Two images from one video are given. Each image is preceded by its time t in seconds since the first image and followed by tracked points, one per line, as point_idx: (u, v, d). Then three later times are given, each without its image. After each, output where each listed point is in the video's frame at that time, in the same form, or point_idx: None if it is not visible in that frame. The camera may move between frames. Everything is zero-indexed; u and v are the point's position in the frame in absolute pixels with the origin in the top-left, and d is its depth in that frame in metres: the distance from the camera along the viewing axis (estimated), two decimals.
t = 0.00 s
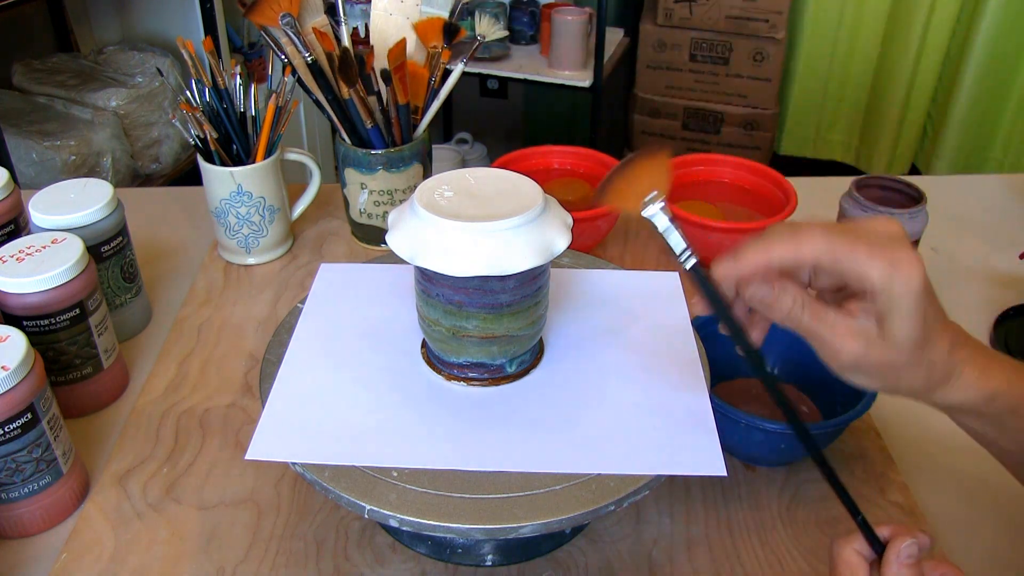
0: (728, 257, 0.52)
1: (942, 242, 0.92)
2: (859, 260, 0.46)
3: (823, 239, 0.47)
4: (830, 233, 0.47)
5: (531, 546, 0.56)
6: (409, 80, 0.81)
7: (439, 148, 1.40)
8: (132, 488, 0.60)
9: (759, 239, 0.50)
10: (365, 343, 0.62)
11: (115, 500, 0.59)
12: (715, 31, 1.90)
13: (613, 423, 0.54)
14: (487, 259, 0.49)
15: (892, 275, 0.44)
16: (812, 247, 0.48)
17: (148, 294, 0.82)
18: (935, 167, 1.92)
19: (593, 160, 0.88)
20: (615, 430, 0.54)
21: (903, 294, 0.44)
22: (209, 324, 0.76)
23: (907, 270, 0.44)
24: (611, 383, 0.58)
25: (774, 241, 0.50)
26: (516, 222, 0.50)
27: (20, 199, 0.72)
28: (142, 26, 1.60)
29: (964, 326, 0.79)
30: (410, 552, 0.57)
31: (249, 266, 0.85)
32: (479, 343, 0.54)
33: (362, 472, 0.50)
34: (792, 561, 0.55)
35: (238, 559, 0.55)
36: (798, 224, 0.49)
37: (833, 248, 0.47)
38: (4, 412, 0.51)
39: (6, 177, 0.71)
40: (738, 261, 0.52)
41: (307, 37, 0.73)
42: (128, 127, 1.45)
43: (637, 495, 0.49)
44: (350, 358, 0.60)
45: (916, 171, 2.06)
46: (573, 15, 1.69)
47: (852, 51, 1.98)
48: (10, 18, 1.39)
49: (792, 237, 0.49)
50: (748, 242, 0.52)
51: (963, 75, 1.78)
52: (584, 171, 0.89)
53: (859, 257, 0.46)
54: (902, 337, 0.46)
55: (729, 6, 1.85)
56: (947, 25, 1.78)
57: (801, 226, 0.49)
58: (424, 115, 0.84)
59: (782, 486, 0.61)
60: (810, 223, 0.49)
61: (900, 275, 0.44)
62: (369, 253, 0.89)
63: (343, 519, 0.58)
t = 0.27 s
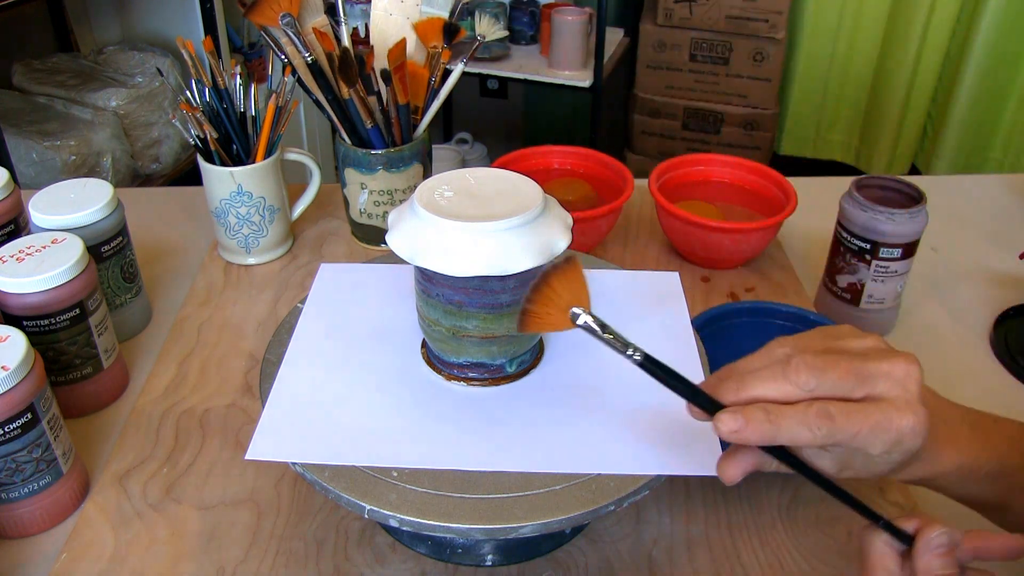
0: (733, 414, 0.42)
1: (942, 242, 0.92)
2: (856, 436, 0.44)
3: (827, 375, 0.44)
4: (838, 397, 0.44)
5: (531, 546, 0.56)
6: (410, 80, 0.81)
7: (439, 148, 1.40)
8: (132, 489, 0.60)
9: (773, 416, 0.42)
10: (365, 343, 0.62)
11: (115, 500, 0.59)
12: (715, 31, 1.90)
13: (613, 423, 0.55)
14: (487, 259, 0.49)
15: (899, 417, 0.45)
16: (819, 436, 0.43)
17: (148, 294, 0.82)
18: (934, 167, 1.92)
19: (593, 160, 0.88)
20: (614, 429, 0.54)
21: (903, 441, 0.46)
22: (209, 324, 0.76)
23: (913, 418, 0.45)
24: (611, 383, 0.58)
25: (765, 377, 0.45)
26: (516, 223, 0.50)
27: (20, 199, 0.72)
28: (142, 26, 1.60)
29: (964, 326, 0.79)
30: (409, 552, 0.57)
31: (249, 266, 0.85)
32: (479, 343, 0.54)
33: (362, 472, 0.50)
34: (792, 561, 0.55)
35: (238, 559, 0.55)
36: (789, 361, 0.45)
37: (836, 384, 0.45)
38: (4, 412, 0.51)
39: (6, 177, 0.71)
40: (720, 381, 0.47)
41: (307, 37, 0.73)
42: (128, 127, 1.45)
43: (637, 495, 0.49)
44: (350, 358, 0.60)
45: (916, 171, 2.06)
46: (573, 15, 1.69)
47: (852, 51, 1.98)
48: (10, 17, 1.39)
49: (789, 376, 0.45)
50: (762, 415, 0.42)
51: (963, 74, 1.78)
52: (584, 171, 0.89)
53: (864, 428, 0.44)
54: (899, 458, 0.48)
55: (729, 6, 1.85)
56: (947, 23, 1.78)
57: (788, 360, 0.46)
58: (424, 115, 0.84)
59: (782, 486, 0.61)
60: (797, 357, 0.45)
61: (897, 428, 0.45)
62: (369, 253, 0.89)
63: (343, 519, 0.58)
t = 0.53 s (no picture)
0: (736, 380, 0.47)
1: (941, 243, 0.92)
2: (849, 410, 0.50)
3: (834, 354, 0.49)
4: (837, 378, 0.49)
5: (531, 546, 0.56)
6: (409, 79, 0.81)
7: (439, 148, 1.40)
8: (133, 488, 0.60)
9: (774, 388, 0.48)
10: (365, 343, 0.62)
11: (115, 500, 0.59)
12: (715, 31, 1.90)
13: (613, 423, 0.54)
14: (487, 259, 0.49)
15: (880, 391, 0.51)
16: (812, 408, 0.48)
17: (148, 295, 0.82)
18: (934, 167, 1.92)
19: (593, 160, 0.88)
20: (614, 429, 0.54)
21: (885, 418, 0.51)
22: (209, 324, 0.76)
23: (901, 398, 0.51)
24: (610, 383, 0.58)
25: (775, 349, 0.49)
26: (516, 222, 0.50)
27: (20, 199, 0.72)
28: (142, 26, 1.60)
29: (964, 326, 0.79)
30: (410, 552, 0.57)
31: (249, 266, 0.85)
32: (479, 343, 0.54)
33: (361, 472, 0.50)
34: (792, 561, 0.55)
35: (238, 559, 0.55)
36: (800, 336, 0.49)
37: (842, 361, 0.49)
38: (4, 412, 0.51)
39: (6, 177, 0.71)
40: (730, 351, 0.51)
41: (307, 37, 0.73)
42: (128, 127, 1.45)
43: (638, 495, 0.49)
44: (349, 358, 0.60)
45: (916, 171, 2.06)
46: (573, 15, 1.69)
47: (852, 51, 1.98)
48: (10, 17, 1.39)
49: (797, 349, 0.49)
50: (764, 385, 0.48)
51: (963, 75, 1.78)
52: (584, 171, 0.89)
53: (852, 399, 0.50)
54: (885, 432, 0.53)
55: (729, 6, 1.85)
56: (946, 24, 1.78)
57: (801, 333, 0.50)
58: (424, 115, 0.84)
59: (782, 486, 0.61)
60: (810, 332, 0.49)
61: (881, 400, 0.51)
62: (369, 253, 0.89)
63: (343, 519, 0.58)
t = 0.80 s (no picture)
0: (636, 400, 0.46)
1: (942, 243, 0.92)
2: (758, 420, 0.46)
3: (737, 362, 0.46)
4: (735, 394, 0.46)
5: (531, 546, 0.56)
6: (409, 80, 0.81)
7: (439, 148, 1.40)
8: (132, 488, 0.60)
9: (675, 404, 0.45)
10: (364, 343, 0.62)
11: (115, 500, 0.59)
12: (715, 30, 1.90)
13: (614, 423, 0.54)
14: (487, 259, 0.49)
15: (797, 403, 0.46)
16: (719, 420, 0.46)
17: (148, 295, 0.82)
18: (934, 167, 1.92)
19: (593, 160, 0.88)
20: (614, 429, 0.54)
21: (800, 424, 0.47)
22: (209, 324, 0.76)
23: (812, 403, 0.46)
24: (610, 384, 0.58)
25: (679, 364, 0.48)
26: (516, 222, 0.50)
27: (20, 200, 0.72)
28: (143, 27, 1.60)
29: (964, 325, 0.79)
30: (409, 552, 0.57)
31: (249, 266, 0.85)
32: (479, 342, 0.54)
33: (362, 472, 0.50)
34: (792, 561, 0.55)
35: (238, 559, 0.55)
36: (703, 347, 0.47)
37: (748, 369, 0.46)
38: (4, 412, 0.51)
39: (6, 177, 0.71)
40: (639, 367, 0.50)
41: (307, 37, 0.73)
42: (128, 127, 1.45)
43: (638, 494, 0.49)
44: (348, 358, 0.60)
45: (916, 171, 2.07)
46: (573, 15, 1.69)
47: (852, 51, 1.98)
48: (10, 18, 1.39)
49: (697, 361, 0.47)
50: (663, 402, 0.45)
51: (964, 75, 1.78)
52: (584, 171, 0.89)
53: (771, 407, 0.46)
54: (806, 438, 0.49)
55: (729, 6, 1.85)
56: (946, 24, 1.78)
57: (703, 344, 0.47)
58: (424, 115, 0.84)
59: (782, 486, 0.61)
60: (715, 342, 0.47)
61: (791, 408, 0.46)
62: (369, 253, 0.89)
63: (343, 519, 0.58)
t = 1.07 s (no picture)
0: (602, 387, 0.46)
1: (942, 243, 0.92)
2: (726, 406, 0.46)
3: (699, 348, 0.45)
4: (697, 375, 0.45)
5: (532, 546, 0.56)
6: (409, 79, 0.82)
7: (439, 148, 1.40)
8: (133, 489, 0.60)
9: (639, 389, 0.46)
10: (364, 343, 0.62)
11: (115, 500, 0.59)
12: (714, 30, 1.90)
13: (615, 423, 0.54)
14: (487, 259, 0.49)
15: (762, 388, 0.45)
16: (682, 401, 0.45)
17: (148, 295, 0.82)
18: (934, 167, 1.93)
19: (593, 160, 0.88)
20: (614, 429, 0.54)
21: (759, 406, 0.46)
22: (209, 324, 0.76)
23: (778, 387, 0.46)
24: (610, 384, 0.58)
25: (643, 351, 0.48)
26: (517, 222, 0.50)
27: (20, 200, 0.72)
28: (143, 27, 1.60)
29: (964, 325, 0.79)
30: (410, 552, 0.57)
31: (249, 266, 0.85)
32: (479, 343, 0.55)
33: (362, 472, 0.50)
34: (792, 561, 0.55)
35: (238, 558, 0.55)
36: (666, 335, 0.47)
37: (712, 355, 0.46)
38: (4, 412, 0.51)
39: (6, 177, 0.71)
40: (607, 358, 0.50)
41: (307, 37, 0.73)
42: (127, 127, 1.45)
43: (637, 495, 0.49)
44: (348, 359, 0.60)
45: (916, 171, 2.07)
46: (573, 15, 1.69)
47: (852, 51, 1.98)
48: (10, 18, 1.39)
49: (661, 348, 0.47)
50: (628, 389, 0.46)
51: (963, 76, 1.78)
52: (584, 171, 0.89)
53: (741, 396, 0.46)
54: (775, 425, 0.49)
55: (729, 6, 1.85)
56: (946, 24, 1.78)
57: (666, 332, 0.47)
58: (424, 115, 0.84)
59: (781, 485, 0.61)
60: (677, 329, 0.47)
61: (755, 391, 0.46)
62: (369, 253, 0.89)
63: (343, 519, 0.58)
